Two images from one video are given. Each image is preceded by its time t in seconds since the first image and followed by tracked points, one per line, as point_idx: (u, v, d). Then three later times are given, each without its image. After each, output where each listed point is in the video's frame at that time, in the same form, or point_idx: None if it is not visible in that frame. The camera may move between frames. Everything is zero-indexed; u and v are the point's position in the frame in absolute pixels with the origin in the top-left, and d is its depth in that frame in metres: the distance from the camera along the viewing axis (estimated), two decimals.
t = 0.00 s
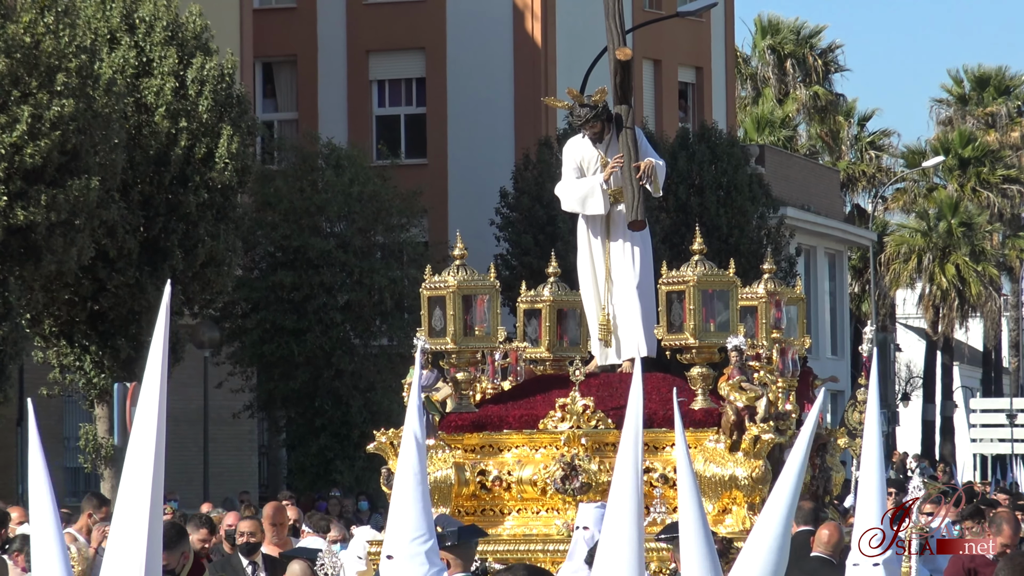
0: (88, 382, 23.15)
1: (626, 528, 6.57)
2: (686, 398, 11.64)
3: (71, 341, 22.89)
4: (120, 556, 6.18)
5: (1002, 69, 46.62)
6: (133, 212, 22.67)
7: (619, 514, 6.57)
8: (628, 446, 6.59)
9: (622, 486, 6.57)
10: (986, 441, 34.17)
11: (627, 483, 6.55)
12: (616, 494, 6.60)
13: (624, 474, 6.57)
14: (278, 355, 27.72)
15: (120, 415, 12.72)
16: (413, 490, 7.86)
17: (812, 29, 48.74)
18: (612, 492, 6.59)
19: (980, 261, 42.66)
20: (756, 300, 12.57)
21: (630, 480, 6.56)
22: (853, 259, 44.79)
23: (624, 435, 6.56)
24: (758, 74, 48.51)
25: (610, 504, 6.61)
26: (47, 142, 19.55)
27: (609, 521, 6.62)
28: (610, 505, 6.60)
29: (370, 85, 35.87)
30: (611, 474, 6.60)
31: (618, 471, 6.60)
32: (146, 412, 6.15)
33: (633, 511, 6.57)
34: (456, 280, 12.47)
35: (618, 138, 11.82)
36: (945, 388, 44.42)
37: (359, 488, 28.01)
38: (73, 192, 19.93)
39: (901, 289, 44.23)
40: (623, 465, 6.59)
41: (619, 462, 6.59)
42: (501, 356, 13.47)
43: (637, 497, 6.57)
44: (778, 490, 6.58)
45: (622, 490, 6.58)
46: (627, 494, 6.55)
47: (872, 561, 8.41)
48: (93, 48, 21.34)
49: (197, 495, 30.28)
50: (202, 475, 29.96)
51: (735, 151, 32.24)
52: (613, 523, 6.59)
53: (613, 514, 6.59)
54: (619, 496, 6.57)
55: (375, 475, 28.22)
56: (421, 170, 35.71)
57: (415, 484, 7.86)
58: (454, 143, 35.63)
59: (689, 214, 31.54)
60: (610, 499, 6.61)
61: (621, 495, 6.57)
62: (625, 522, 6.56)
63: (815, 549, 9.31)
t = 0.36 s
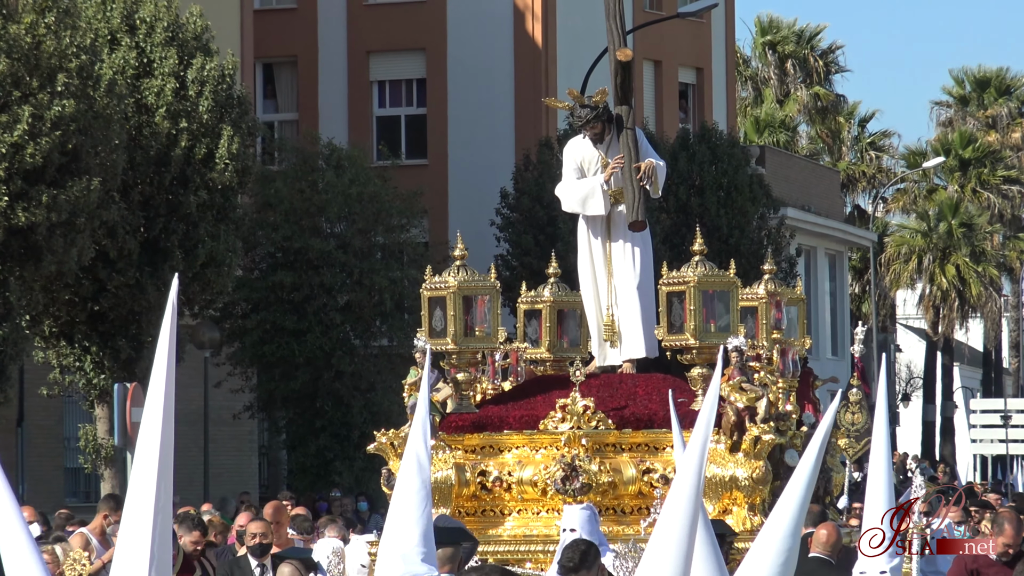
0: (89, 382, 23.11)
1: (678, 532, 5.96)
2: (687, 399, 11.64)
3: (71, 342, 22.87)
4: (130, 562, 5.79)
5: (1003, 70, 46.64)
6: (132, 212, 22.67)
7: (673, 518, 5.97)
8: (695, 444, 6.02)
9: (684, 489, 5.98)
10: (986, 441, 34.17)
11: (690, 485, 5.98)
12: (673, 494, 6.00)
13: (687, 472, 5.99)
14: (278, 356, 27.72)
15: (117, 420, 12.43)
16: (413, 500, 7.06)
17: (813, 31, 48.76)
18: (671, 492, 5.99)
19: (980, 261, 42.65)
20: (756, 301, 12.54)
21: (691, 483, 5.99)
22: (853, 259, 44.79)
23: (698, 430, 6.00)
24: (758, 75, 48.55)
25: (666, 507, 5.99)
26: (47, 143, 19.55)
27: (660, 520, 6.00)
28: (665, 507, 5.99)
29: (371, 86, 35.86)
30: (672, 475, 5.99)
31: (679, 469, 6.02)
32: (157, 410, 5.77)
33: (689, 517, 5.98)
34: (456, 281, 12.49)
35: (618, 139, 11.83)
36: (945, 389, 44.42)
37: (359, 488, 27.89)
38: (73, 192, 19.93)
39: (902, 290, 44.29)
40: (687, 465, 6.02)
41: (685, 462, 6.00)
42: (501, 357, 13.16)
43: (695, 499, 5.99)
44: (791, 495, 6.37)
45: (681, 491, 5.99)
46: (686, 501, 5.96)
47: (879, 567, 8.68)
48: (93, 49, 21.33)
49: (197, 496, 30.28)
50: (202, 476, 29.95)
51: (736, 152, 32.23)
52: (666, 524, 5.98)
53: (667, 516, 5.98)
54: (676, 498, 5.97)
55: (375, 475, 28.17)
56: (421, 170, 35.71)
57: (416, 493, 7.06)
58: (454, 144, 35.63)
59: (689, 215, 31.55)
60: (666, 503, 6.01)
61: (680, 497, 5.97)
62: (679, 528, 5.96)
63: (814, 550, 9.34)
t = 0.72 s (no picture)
0: (89, 383, 23.06)
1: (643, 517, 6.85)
2: (686, 400, 11.65)
3: (71, 344, 22.85)
4: (130, 562, 6.35)
5: (1003, 71, 46.66)
6: (133, 213, 22.64)
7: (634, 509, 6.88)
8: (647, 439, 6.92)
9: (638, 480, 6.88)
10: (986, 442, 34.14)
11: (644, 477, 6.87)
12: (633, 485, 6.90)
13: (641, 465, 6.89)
14: (278, 357, 27.71)
15: (117, 420, 12.42)
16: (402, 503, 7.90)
17: (812, 32, 48.80)
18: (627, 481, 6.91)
19: (980, 262, 42.66)
20: (756, 302, 12.51)
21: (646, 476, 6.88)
22: (853, 261, 44.79)
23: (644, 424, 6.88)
24: (758, 77, 48.53)
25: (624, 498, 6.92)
26: (47, 143, 19.53)
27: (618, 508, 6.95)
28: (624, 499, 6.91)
29: (371, 87, 35.86)
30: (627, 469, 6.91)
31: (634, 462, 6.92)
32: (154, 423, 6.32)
33: (646, 507, 6.88)
34: (456, 283, 12.51)
35: (618, 140, 11.84)
36: (945, 390, 44.44)
37: (359, 489, 27.89)
38: (73, 194, 19.93)
39: (901, 291, 44.31)
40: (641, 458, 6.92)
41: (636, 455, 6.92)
42: (501, 357, 13.42)
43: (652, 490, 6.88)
44: (775, 495, 6.62)
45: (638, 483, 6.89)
46: (642, 492, 6.85)
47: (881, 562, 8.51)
48: (93, 50, 21.34)
49: (197, 498, 30.25)
50: (202, 477, 29.94)
51: (735, 153, 32.26)
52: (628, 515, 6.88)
53: (629, 506, 6.89)
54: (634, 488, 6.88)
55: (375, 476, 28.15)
56: (421, 172, 35.71)
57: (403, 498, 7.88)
58: (454, 145, 35.63)
59: (689, 216, 31.54)
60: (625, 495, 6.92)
61: (637, 488, 6.87)
62: (638, 518, 6.86)
63: (813, 550, 9.33)
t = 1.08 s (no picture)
0: (88, 383, 22.92)
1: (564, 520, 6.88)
2: (686, 401, 11.66)
3: (71, 344, 22.81)
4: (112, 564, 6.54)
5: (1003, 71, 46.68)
6: (132, 213, 22.63)
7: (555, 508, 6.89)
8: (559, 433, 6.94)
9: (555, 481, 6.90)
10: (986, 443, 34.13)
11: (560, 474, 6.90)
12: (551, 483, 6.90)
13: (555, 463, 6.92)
14: (278, 357, 27.70)
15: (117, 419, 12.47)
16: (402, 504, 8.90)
17: (813, 32, 48.85)
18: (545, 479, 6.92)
19: (979, 262, 42.68)
20: (756, 302, 12.52)
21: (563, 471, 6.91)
22: (852, 261, 44.79)
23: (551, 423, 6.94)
24: (759, 76, 48.54)
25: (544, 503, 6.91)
26: (46, 143, 19.52)
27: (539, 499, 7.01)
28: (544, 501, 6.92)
29: (370, 87, 35.88)
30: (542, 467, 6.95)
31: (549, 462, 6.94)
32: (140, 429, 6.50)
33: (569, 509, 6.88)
34: (456, 282, 12.50)
35: (617, 140, 11.85)
36: (944, 390, 44.44)
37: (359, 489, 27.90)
38: (72, 194, 19.92)
39: (901, 291, 44.32)
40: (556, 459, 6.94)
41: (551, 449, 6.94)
42: (501, 358, 13.29)
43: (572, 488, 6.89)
44: (750, 489, 6.77)
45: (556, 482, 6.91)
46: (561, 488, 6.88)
47: (855, 565, 8.27)
48: (93, 50, 21.41)
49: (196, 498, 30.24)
50: (202, 476, 29.95)
51: (735, 153, 32.28)
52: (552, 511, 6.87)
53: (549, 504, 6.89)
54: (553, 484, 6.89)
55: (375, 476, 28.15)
56: (421, 172, 35.74)
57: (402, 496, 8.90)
58: (454, 145, 35.64)
59: (689, 216, 31.52)
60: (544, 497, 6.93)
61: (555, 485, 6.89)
62: (561, 520, 6.87)
63: (814, 550, 9.34)
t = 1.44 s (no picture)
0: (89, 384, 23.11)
1: (519, 525, 8.08)
2: (686, 401, 11.66)
3: (72, 343, 22.73)
4: (82, 558, 6.84)
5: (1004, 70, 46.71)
6: (133, 213, 22.63)
7: (510, 510, 8.12)
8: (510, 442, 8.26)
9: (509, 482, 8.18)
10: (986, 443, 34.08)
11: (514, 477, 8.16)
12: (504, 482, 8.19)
13: (508, 465, 8.22)
14: (278, 357, 27.69)
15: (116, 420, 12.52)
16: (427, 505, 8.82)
17: (814, 32, 48.89)
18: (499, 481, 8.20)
19: (980, 263, 42.67)
20: (756, 303, 12.52)
21: (517, 475, 8.18)
22: (853, 261, 44.79)
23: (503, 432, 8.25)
24: (760, 76, 48.55)
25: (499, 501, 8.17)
26: (47, 144, 19.53)
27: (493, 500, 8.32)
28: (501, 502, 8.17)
29: (371, 87, 35.89)
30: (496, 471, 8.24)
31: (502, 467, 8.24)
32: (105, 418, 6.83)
33: (523, 507, 8.12)
34: (456, 283, 12.52)
35: (618, 140, 11.84)
36: (944, 391, 44.44)
37: (359, 489, 27.89)
38: (73, 194, 19.94)
39: (901, 291, 44.34)
40: (507, 463, 8.24)
41: (502, 458, 8.26)
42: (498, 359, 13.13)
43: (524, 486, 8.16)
44: (735, 496, 7.32)
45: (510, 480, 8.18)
46: (515, 491, 8.12)
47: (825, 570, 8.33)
48: (93, 50, 21.35)
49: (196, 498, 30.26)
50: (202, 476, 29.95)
51: (736, 153, 32.28)
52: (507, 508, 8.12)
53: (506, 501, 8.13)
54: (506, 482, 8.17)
55: (375, 476, 28.12)
56: (421, 172, 35.75)
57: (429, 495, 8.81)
58: (454, 146, 35.65)
59: (689, 216, 31.52)
60: (500, 498, 8.19)
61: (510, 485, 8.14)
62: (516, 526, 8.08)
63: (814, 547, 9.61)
